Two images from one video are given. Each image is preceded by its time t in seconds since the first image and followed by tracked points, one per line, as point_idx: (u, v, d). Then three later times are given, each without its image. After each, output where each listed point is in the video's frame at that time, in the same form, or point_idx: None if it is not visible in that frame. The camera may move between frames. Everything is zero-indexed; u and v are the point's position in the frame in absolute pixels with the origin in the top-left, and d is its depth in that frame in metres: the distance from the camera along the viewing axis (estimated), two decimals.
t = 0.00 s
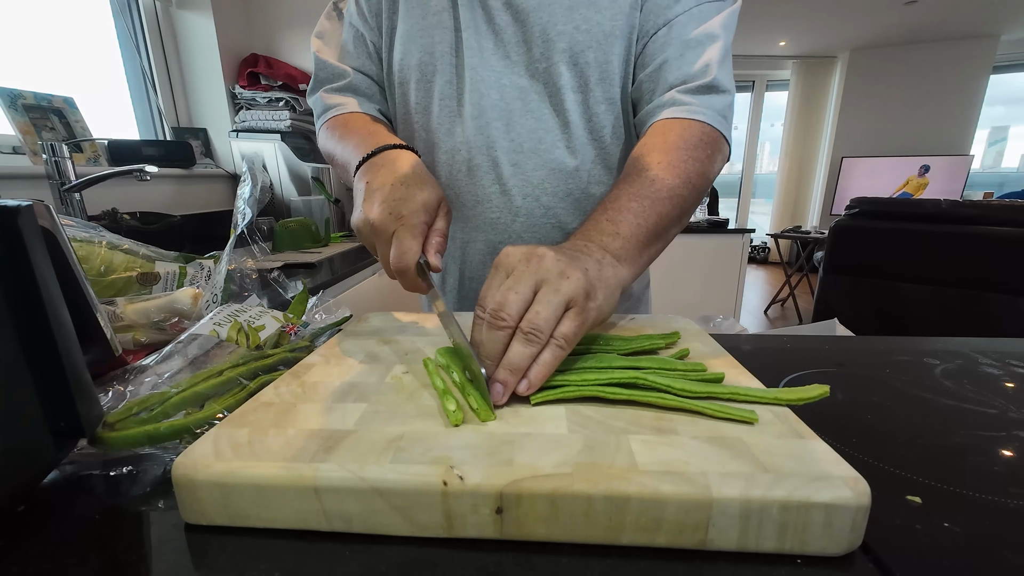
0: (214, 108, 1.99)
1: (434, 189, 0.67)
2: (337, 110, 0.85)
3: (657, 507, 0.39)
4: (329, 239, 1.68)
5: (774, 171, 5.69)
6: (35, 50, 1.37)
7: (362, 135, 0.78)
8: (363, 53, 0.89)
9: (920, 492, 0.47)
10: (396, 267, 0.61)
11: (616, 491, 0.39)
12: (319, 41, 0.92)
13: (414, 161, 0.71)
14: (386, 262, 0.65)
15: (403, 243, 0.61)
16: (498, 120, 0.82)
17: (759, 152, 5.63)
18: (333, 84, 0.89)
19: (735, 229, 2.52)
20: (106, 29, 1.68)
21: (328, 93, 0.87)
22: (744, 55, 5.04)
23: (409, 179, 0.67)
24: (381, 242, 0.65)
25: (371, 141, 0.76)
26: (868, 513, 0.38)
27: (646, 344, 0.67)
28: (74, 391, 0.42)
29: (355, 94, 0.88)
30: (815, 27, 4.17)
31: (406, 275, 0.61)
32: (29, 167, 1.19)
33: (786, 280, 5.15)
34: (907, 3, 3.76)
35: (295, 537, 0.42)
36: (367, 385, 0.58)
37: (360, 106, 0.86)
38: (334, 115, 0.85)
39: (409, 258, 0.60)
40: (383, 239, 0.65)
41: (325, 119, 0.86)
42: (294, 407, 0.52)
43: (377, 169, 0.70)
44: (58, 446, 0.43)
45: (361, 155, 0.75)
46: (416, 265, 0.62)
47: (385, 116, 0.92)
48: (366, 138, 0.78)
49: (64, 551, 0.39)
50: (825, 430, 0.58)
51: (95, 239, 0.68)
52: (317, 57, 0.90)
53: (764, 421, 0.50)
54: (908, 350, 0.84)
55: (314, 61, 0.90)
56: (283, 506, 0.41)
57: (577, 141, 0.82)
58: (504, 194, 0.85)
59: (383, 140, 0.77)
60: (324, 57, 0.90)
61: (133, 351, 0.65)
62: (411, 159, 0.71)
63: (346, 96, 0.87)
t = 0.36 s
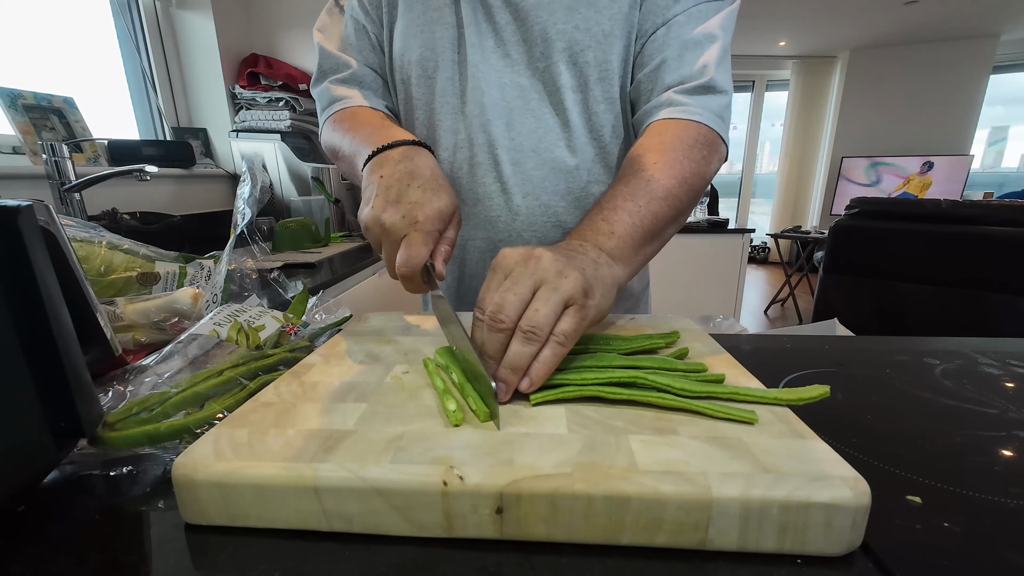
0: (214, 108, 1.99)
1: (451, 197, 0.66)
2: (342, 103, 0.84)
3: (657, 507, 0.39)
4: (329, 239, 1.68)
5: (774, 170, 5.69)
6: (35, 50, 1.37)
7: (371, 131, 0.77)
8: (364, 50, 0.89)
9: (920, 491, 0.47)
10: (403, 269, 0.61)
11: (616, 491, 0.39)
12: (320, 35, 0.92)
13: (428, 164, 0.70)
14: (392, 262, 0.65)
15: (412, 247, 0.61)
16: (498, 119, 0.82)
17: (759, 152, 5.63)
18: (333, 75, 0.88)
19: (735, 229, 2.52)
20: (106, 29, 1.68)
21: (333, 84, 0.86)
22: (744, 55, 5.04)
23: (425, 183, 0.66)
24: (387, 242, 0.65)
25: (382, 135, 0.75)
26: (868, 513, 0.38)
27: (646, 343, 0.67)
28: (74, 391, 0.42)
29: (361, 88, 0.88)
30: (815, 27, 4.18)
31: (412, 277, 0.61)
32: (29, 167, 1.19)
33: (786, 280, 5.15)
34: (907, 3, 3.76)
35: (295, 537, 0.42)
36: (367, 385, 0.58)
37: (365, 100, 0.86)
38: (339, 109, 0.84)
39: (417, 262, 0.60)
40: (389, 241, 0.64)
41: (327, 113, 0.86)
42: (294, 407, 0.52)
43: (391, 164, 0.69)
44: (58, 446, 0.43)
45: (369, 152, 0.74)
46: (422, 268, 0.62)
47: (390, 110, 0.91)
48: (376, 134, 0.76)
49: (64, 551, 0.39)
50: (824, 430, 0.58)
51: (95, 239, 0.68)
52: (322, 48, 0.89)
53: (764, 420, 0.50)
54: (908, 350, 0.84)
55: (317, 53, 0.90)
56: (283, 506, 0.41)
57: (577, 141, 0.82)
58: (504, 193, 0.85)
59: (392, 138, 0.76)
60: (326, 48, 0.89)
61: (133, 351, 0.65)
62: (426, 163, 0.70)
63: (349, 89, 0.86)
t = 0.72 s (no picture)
0: (214, 108, 1.99)
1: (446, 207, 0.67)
2: (342, 111, 0.85)
3: (657, 507, 0.39)
4: (329, 239, 1.68)
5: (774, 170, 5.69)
6: (35, 50, 1.37)
7: (371, 139, 0.78)
8: (363, 52, 0.89)
9: (919, 492, 0.47)
10: (399, 275, 0.61)
11: (616, 491, 0.39)
12: (321, 39, 0.92)
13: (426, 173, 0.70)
14: (388, 269, 0.65)
15: (409, 253, 0.61)
16: (497, 117, 0.82)
17: (759, 152, 5.63)
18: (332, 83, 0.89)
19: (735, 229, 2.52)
20: (106, 29, 1.68)
21: (332, 91, 0.87)
22: (744, 55, 5.04)
23: (423, 193, 0.67)
24: (385, 249, 0.65)
25: (382, 144, 0.76)
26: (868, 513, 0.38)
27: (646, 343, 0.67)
28: (74, 391, 0.42)
29: (359, 93, 0.88)
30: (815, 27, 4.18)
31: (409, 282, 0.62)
32: (29, 167, 1.19)
33: (786, 280, 5.15)
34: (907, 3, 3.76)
35: (295, 537, 0.42)
36: (367, 385, 0.58)
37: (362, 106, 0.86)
38: (341, 117, 0.85)
39: (414, 267, 0.60)
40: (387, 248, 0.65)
41: (329, 121, 0.87)
42: (294, 407, 0.52)
43: (389, 174, 0.69)
44: (58, 446, 0.43)
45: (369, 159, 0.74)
46: (418, 274, 0.62)
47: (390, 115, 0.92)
48: (376, 142, 0.77)
49: (64, 551, 0.39)
50: (824, 430, 0.58)
51: (95, 239, 0.68)
52: (321, 54, 0.89)
53: (764, 421, 0.50)
54: (908, 350, 0.84)
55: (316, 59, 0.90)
56: (283, 506, 0.41)
57: (575, 139, 0.82)
58: (503, 191, 0.85)
59: (391, 145, 0.76)
60: (326, 55, 0.89)
61: (133, 351, 0.65)
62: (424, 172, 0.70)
63: (346, 95, 0.86)
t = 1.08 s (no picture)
0: (214, 108, 1.99)
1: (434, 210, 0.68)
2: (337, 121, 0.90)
3: (656, 507, 0.39)
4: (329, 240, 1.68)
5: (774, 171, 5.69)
6: (35, 50, 1.37)
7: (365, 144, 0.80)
8: (358, 62, 0.92)
9: (919, 492, 0.47)
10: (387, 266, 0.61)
11: (616, 491, 0.39)
12: (321, 50, 0.96)
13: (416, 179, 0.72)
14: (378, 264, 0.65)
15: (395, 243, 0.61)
16: (496, 119, 0.82)
17: (759, 152, 5.63)
18: (329, 95, 0.93)
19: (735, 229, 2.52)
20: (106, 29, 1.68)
21: (326, 105, 0.93)
22: (744, 55, 5.04)
23: (413, 196, 0.68)
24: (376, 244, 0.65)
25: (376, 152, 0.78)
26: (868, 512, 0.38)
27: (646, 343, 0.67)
28: (74, 391, 0.42)
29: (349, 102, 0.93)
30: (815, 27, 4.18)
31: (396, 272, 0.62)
32: (29, 167, 1.19)
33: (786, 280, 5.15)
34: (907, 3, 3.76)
35: (295, 537, 0.42)
36: (367, 385, 0.58)
37: (349, 116, 0.91)
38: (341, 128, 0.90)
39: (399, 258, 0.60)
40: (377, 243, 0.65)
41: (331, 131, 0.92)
42: (294, 407, 0.52)
43: (385, 178, 0.71)
44: (58, 446, 0.43)
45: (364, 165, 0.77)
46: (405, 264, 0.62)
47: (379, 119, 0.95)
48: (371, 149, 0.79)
49: (64, 551, 0.39)
50: (824, 430, 0.58)
51: (95, 239, 0.68)
52: (317, 67, 0.94)
53: (764, 421, 0.50)
54: (908, 350, 0.84)
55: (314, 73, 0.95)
56: (283, 506, 0.41)
57: (574, 139, 0.82)
58: (501, 192, 0.85)
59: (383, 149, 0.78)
60: (325, 68, 0.94)
61: (133, 351, 0.65)
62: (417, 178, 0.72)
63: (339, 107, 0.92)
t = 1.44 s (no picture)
0: (214, 108, 1.99)
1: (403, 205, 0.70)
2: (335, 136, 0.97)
3: (656, 506, 0.39)
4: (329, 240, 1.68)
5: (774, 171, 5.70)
6: (35, 50, 1.37)
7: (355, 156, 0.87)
8: (352, 79, 0.97)
9: (919, 492, 0.47)
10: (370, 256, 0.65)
11: (615, 491, 0.39)
12: (324, 67, 1.01)
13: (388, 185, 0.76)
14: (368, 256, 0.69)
15: (371, 234, 0.64)
16: (485, 120, 0.83)
17: (759, 153, 5.63)
18: (326, 111, 1.00)
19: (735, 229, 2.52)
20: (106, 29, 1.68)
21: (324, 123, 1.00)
22: (745, 55, 5.04)
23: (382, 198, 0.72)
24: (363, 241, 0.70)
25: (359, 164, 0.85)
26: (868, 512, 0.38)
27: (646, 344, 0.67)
28: (73, 391, 0.42)
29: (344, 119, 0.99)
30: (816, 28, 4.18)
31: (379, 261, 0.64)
32: (29, 167, 1.18)
33: (786, 280, 5.15)
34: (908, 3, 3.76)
35: (295, 537, 0.42)
36: (367, 384, 0.58)
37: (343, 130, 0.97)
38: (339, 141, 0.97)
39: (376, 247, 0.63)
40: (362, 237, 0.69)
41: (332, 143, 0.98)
42: (294, 406, 0.52)
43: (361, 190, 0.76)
44: (57, 446, 0.43)
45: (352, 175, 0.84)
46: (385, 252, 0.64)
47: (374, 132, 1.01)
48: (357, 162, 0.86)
49: (64, 551, 0.39)
50: (824, 431, 0.58)
51: (95, 239, 0.68)
52: (318, 85, 1.00)
53: (764, 421, 0.50)
54: (908, 350, 0.84)
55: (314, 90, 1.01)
56: (283, 506, 0.41)
57: (564, 138, 0.81)
58: (494, 191, 0.85)
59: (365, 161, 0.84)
60: (324, 87, 1.00)
61: (133, 350, 0.66)
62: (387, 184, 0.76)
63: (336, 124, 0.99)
